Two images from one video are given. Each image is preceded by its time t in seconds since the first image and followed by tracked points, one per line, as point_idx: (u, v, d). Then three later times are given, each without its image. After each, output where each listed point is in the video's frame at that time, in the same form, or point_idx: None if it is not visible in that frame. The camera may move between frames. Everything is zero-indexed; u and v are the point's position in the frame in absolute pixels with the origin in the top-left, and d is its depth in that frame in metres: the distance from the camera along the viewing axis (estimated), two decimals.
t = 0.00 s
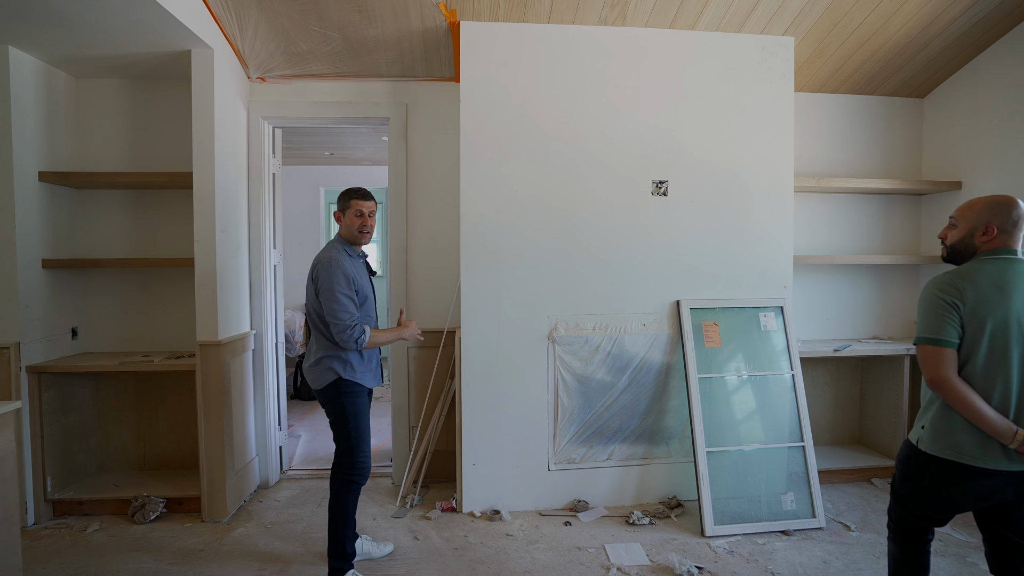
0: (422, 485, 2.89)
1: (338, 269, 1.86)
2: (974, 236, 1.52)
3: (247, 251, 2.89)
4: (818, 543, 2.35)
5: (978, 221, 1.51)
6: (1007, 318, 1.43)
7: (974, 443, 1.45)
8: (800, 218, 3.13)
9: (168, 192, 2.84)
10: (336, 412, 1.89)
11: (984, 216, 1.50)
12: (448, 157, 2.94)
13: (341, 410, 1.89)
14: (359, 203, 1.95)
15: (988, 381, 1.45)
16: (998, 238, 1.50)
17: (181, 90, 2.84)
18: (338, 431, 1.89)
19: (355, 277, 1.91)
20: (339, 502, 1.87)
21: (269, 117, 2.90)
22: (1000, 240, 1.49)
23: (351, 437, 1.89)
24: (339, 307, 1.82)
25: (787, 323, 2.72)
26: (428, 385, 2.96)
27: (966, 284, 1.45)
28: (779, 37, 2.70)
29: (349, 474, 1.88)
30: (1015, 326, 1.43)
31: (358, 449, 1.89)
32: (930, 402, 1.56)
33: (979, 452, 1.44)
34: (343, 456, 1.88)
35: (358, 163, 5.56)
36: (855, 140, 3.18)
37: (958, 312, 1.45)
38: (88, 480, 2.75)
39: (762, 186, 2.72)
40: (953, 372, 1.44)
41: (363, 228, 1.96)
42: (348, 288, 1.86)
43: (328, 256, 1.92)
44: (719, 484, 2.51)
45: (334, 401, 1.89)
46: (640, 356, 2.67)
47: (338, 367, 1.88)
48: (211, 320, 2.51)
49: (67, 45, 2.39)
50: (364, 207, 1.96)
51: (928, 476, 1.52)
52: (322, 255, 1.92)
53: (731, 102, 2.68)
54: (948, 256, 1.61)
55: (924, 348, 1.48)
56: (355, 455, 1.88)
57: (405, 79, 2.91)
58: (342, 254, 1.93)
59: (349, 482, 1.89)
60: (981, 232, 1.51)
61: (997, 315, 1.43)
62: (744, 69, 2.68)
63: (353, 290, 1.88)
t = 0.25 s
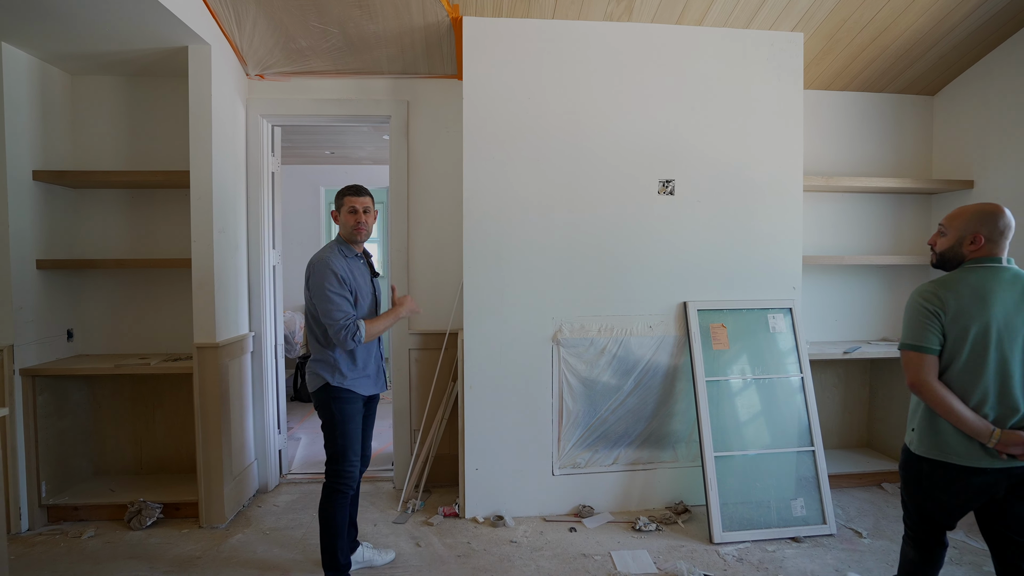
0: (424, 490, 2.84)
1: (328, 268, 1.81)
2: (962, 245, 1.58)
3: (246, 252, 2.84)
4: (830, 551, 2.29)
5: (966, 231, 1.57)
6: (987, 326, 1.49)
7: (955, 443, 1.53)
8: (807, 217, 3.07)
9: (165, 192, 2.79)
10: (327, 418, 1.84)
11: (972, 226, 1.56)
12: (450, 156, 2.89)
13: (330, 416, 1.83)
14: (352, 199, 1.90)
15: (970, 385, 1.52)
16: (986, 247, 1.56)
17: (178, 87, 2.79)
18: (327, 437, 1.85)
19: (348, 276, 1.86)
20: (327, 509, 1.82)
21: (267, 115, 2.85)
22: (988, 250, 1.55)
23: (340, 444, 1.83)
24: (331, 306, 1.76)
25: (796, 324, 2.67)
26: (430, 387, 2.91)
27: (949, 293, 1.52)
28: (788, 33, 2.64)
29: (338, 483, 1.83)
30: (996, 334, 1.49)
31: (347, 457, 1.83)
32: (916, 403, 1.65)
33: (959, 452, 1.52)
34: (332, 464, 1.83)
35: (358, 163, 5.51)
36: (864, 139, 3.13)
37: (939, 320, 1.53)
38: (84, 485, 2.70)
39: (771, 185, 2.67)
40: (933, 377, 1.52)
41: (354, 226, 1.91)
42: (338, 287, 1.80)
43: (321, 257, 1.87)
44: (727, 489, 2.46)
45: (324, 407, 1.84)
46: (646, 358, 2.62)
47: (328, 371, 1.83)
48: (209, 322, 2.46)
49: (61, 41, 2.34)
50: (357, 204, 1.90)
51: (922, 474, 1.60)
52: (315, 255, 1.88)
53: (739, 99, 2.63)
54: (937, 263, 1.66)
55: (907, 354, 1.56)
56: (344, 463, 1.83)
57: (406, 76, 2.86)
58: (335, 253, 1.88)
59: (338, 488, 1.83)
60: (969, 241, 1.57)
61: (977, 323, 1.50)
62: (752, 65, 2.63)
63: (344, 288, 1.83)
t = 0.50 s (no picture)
0: (426, 495, 2.79)
1: (322, 265, 1.76)
2: (939, 246, 1.59)
3: (245, 252, 2.79)
4: (842, 559, 2.24)
5: (943, 232, 1.58)
6: (958, 322, 1.51)
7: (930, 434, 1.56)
8: (816, 217, 3.02)
9: (162, 191, 2.74)
10: (325, 425, 1.79)
11: (949, 227, 1.56)
12: (452, 155, 2.84)
13: (328, 424, 1.78)
14: (344, 196, 1.84)
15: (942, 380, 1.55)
16: (962, 246, 1.57)
17: (176, 85, 2.74)
18: (327, 446, 1.80)
19: (342, 274, 1.81)
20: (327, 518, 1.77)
21: (266, 114, 2.80)
22: (965, 250, 1.56)
23: (339, 453, 1.78)
24: (332, 302, 1.71)
25: (806, 327, 2.61)
26: (432, 391, 2.86)
27: (919, 291, 1.56)
28: (797, 29, 2.59)
29: (338, 492, 1.78)
30: (966, 330, 1.51)
31: (346, 466, 1.78)
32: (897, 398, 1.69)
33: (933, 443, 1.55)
34: (331, 473, 1.78)
35: (359, 162, 5.46)
36: (873, 137, 3.08)
37: (910, 318, 1.57)
38: (80, 490, 2.66)
39: (780, 185, 2.61)
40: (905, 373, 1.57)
41: (349, 224, 1.85)
42: (335, 283, 1.75)
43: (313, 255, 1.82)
44: (736, 495, 2.40)
45: (322, 414, 1.79)
46: (653, 361, 2.56)
47: (326, 376, 1.78)
48: (206, 324, 2.40)
49: (56, 38, 2.29)
50: (351, 200, 1.84)
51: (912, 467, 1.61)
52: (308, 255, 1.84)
53: (748, 97, 2.57)
54: (916, 262, 1.67)
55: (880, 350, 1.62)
56: (344, 472, 1.78)
57: (408, 74, 2.81)
58: (328, 252, 1.83)
59: (337, 498, 1.78)
60: (946, 242, 1.58)
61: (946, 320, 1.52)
62: (761, 62, 2.57)
63: (341, 284, 1.77)
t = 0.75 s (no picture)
0: (429, 499, 2.75)
1: (322, 265, 1.72)
2: (932, 246, 1.61)
3: (245, 253, 2.75)
4: (855, 567, 2.19)
5: (935, 233, 1.60)
6: (957, 322, 1.51)
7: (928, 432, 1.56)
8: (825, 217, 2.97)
9: (161, 191, 2.70)
10: (325, 433, 1.75)
11: (940, 228, 1.59)
12: (455, 154, 2.80)
13: (328, 432, 1.74)
14: (342, 192, 1.81)
15: (941, 379, 1.54)
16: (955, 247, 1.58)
17: (175, 84, 2.70)
18: (327, 454, 1.76)
19: (341, 274, 1.76)
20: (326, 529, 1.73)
21: (267, 112, 2.76)
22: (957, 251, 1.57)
23: (339, 462, 1.74)
24: (330, 306, 1.67)
25: (816, 329, 2.56)
26: (436, 393, 2.82)
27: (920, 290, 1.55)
28: (808, 25, 2.53)
29: (338, 503, 1.74)
30: (964, 329, 1.51)
31: (347, 476, 1.73)
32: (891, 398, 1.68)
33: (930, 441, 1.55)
34: (331, 482, 1.74)
35: (361, 162, 5.42)
36: (883, 136, 3.03)
37: (910, 318, 1.55)
38: (78, 493, 2.62)
39: (789, 184, 2.56)
40: (903, 372, 1.56)
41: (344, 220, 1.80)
42: (334, 286, 1.71)
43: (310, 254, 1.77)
44: (745, 500, 2.35)
45: (322, 423, 1.75)
46: (660, 364, 2.51)
47: (325, 382, 1.74)
48: (206, 326, 2.37)
49: (54, 35, 2.26)
50: (348, 196, 1.81)
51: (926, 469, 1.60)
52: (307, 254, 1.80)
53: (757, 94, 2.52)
54: (911, 264, 1.69)
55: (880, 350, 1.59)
56: (344, 482, 1.73)
57: (410, 72, 2.77)
58: (326, 251, 1.78)
59: (337, 508, 1.74)
60: (939, 243, 1.60)
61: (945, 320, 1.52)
62: (770, 59, 2.52)
63: (341, 287, 1.73)
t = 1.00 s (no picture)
0: (434, 502, 2.71)
1: (323, 268, 1.68)
2: (947, 243, 1.71)
3: (249, 252, 2.72)
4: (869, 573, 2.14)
5: (949, 232, 1.70)
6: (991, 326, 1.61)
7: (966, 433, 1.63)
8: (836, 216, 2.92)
9: (164, 190, 2.68)
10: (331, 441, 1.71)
11: (956, 227, 1.70)
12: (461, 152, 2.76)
13: (333, 441, 1.71)
14: (364, 189, 1.74)
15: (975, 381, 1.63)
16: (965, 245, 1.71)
17: (178, 81, 2.67)
18: (332, 464, 1.72)
19: (343, 278, 1.72)
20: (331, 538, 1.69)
21: (270, 110, 2.73)
22: (970, 248, 1.69)
23: (345, 471, 1.70)
24: (329, 313, 1.63)
25: (829, 330, 2.51)
26: (441, 394, 2.78)
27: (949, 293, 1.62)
28: (820, 20, 2.49)
29: (343, 512, 1.70)
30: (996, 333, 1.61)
31: (352, 485, 1.70)
32: (914, 399, 1.75)
33: (968, 444, 1.63)
34: (336, 492, 1.71)
35: (365, 161, 5.40)
36: (896, 133, 2.97)
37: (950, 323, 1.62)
38: (80, 495, 2.60)
39: (801, 182, 2.51)
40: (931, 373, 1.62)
41: (373, 220, 1.77)
42: (336, 291, 1.67)
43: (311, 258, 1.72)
44: (756, 504, 2.31)
45: (327, 431, 1.71)
46: (669, 365, 2.47)
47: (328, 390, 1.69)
48: (209, 326, 2.34)
49: (55, 32, 2.23)
50: (370, 194, 1.75)
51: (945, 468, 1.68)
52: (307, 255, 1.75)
53: (768, 91, 2.48)
54: (920, 261, 1.79)
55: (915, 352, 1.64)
56: (350, 490, 1.70)
57: (415, 69, 2.73)
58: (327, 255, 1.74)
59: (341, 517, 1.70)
60: (953, 241, 1.71)
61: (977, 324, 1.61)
62: (782, 54, 2.48)
63: (342, 292, 1.69)
